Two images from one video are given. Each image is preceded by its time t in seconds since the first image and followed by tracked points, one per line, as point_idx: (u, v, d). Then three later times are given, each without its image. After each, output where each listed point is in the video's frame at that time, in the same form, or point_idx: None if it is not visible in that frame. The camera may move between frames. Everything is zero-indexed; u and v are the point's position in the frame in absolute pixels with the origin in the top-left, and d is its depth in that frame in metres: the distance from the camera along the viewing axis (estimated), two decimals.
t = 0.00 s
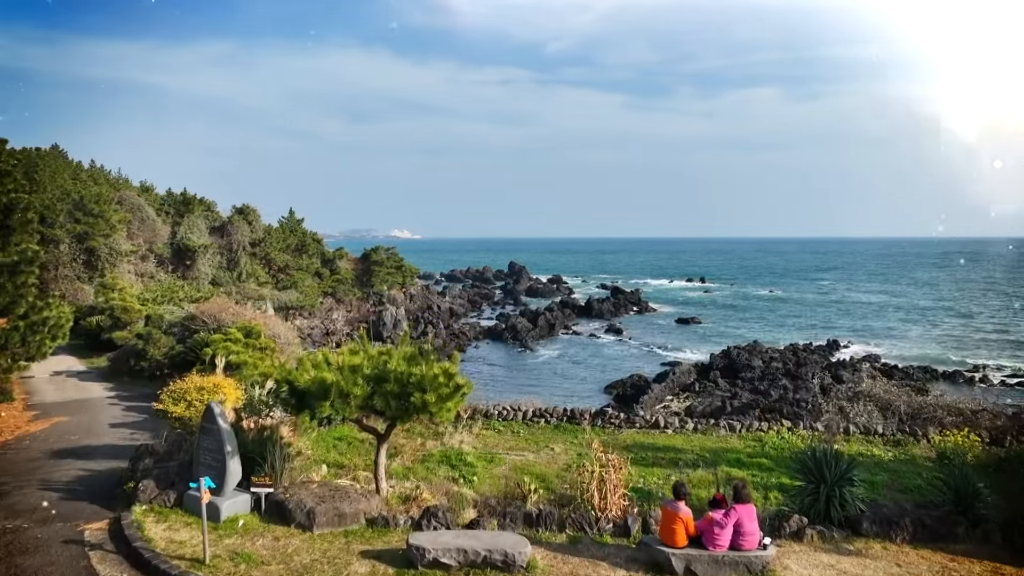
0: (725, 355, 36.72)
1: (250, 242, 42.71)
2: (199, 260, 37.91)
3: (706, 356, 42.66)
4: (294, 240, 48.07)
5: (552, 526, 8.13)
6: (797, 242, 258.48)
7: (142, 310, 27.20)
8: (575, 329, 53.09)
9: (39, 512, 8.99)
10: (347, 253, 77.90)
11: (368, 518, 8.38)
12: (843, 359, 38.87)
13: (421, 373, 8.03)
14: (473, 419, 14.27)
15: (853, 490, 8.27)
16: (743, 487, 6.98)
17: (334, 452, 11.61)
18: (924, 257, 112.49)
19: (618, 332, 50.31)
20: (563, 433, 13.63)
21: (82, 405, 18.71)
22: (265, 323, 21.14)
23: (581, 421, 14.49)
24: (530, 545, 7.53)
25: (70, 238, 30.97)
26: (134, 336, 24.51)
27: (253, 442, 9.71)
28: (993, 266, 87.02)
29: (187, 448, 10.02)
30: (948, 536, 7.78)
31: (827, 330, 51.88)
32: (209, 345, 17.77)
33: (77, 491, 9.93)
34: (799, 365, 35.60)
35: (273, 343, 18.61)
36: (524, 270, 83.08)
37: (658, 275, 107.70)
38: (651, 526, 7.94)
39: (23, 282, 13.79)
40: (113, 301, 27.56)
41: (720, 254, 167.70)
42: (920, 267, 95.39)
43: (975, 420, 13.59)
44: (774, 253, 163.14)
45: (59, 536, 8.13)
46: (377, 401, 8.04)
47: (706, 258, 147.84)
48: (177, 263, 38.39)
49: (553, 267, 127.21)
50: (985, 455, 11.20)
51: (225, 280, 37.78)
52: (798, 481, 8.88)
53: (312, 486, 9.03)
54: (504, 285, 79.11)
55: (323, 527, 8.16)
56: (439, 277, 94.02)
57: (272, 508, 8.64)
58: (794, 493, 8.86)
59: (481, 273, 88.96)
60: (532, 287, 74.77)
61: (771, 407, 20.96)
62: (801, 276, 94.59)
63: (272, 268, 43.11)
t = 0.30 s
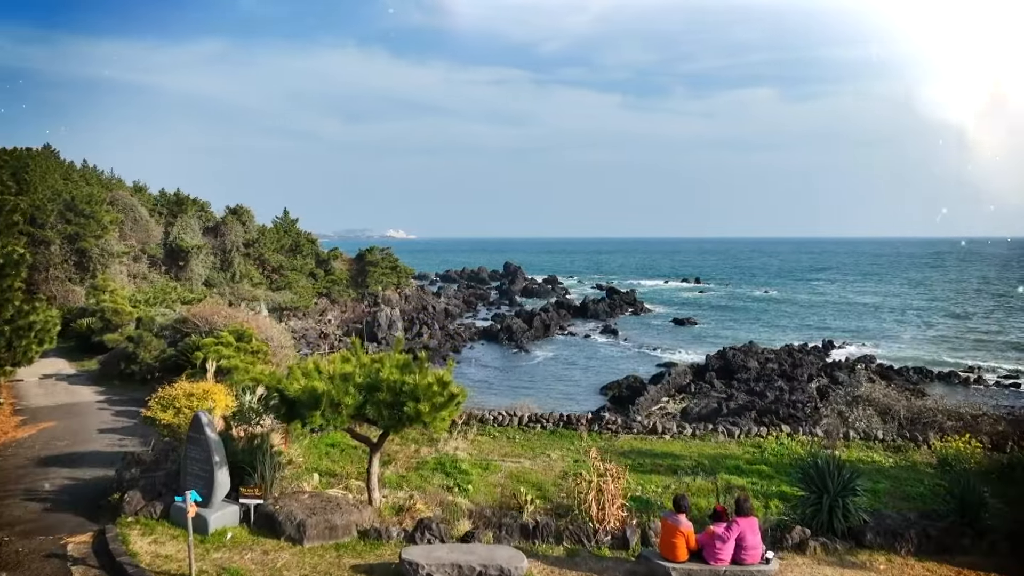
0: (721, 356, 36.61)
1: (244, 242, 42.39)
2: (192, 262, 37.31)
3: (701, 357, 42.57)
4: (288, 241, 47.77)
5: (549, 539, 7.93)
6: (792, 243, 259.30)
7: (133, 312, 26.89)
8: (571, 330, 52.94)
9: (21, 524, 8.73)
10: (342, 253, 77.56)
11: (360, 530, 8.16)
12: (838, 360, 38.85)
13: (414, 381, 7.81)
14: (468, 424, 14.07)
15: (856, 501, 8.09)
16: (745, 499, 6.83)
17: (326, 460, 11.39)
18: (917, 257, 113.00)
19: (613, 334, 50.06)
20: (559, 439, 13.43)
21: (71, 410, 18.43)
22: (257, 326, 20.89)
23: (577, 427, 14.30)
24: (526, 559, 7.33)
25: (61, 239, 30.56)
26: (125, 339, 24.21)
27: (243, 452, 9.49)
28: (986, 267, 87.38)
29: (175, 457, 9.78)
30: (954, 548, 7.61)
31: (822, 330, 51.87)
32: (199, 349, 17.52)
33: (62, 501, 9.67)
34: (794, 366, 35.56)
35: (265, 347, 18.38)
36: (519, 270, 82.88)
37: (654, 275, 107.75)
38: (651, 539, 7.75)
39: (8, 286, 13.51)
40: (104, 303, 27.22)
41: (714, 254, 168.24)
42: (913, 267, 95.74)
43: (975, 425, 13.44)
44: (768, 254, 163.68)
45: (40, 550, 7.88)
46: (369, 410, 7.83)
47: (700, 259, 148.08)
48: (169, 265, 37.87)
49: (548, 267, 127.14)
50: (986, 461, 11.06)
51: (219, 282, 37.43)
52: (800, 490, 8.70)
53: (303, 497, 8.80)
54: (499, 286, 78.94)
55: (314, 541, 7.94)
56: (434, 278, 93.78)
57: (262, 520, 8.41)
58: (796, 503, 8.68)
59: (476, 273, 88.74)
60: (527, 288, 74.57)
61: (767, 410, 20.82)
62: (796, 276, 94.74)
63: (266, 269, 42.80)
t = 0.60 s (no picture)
0: (716, 357, 36.52)
1: (237, 243, 42.06)
2: (184, 263, 36.89)
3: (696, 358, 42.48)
4: (281, 241, 47.45)
5: (545, 552, 7.75)
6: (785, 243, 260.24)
7: (124, 314, 26.53)
8: (565, 331, 52.78)
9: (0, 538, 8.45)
10: (336, 253, 77.30)
11: (350, 544, 7.94)
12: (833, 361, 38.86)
13: (406, 390, 7.60)
14: (462, 430, 13.85)
15: (859, 512, 7.92)
16: (746, 513, 6.65)
17: (317, 469, 11.17)
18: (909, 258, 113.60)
19: (608, 335, 49.85)
20: (555, 446, 13.22)
21: (58, 414, 18.10)
22: (249, 329, 20.62)
23: (573, 433, 14.09)
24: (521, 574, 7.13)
25: (51, 240, 30.11)
26: (114, 342, 23.87)
27: (231, 462, 9.25)
28: (978, 267, 87.76)
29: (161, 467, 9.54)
30: (958, 561, 7.47)
31: (816, 331, 51.91)
32: (189, 353, 17.24)
33: (44, 513, 9.40)
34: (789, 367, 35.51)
35: (256, 350, 18.13)
36: (514, 271, 82.76)
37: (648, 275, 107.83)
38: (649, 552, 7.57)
39: None
40: (94, 305, 26.86)
41: (708, 254, 168.87)
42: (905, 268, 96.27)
43: (974, 430, 13.31)
44: (762, 254, 164.35)
45: (20, 565, 7.61)
46: (360, 420, 7.61)
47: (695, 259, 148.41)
48: (161, 266, 37.54)
49: (543, 267, 127.14)
50: (987, 467, 10.92)
51: (212, 283, 37.08)
52: (801, 500, 8.52)
53: (292, 509, 8.57)
54: (493, 286, 78.76)
55: (303, 554, 7.72)
56: (428, 278, 93.51)
57: (249, 533, 8.19)
58: (797, 514, 8.50)
59: (470, 274, 88.53)
60: (521, 288, 74.42)
61: (764, 412, 20.68)
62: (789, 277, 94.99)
63: (259, 269, 42.51)
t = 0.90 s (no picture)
0: (710, 358, 36.41)
1: (228, 244, 41.70)
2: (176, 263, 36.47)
3: (690, 359, 42.39)
4: (273, 242, 47.12)
5: (539, 566, 7.54)
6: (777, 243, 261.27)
7: (112, 317, 26.14)
8: (559, 331, 52.65)
9: None
10: (328, 254, 76.90)
11: (339, 558, 7.72)
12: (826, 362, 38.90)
13: (396, 400, 7.37)
14: (455, 437, 13.63)
15: (860, 523, 7.76)
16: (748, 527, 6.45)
17: (305, 477, 10.94)
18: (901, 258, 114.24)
19: (602, 336, 49.66)
20: (549, 452, 13.01)
21: (43, 419, 17.75)
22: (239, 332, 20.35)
23: (568, 439, 13.88)
24: None
25: (39, 241, 29.65)
26: (102, 345, 23.52)
27: (217, 472, 9.02)
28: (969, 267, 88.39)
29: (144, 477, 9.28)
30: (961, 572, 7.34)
31: (810, 332, 51.97)
32: (177, 358, 16.95)
33: (23, 525, 9.11)
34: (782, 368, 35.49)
35: (246, 355, 17.88)
36: (507, 271, 82.59)
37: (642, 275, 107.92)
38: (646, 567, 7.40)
39: None
40: (82, 307, 26.46)
41: (700, 254, 169.49)
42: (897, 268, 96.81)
43: (973, 435, 13.16)
44: (754, 254, 165.49)
45: None
46: (348, 430, 7.37)
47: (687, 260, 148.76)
48: (152, 267, 37.15)
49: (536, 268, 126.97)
50: (988, 475, 10.77)
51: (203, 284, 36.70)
52: (802, 510, 8.34)
53: (279, 521, 8.33)
54: (487, 287, 78.59)
55: (290, 569, 7.50)
56: (421, 279, 93.21)
57: (234, 546, 7.94)
58: (797, 525, 8.33)
59: (464, 274, 88.29)
60: (514, 288, 74.26)
61: (759, 415, 20.55)
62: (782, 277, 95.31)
63: (251, 270, 42.23)
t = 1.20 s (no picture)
0: (703, 359, 36.27)
1: (218, 244, 41.28)
2: (165, 265, 35.94)
3: (682, 360, 42.33)
4: (263, 242, 46.73)
5: None
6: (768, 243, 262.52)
7: (98, 320, 25.69)
8: (551, 332, 52.52)
9: None
10: (319, 254, 76.43)
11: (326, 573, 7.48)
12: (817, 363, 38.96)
13: (384, 410, 7.13)
14: (446, 444, 13.39)
15: (860, 534, 7.60)
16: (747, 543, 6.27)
17: (293, 487, 10.68)
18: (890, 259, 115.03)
19: (595, 336, 49.45)
20: (542, 459, 12.82)
21: (25, 425, 17.37)
22: (227, 335, 20.05)
23: (561, 446, 13.67)
24: None
25: (25, 242, 29.15)
26: (88, 348, 23.12)
27: (201, 484, 8.76)
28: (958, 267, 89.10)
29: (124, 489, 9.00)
30: None
31: (802, 333, 52.05)
32: (163, 362, 16.63)
33: None
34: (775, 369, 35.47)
35: (234, 359, 17.60)
36: (499, 271, 82.35)
37: (634, 275, 108.00)
38: None
39: None
40: (68, 310, 26.01)
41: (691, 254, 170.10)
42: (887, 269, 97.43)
43: (968, 440, 13.06)
44: (743, 254, 166.15)
45: None
46: (335, 441, 7.15)
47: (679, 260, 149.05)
48: (140, 267, 36.46)
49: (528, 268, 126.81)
50: (986, 481, 10.66)
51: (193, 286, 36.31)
52: (801, 520, 8.18)
53: (264, 535, 8.08)
54: (479, 288, 78.37)
55: None
56: (413, 279, 92.83)
57: (217, 562, 7.68)
58: (796, 535, 8.16)
59: (456, 274, 88.03)
60: (507, 289, 74.08)
61: (751, 416, 20.41)
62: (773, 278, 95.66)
63: (242, 271, 41.91)
